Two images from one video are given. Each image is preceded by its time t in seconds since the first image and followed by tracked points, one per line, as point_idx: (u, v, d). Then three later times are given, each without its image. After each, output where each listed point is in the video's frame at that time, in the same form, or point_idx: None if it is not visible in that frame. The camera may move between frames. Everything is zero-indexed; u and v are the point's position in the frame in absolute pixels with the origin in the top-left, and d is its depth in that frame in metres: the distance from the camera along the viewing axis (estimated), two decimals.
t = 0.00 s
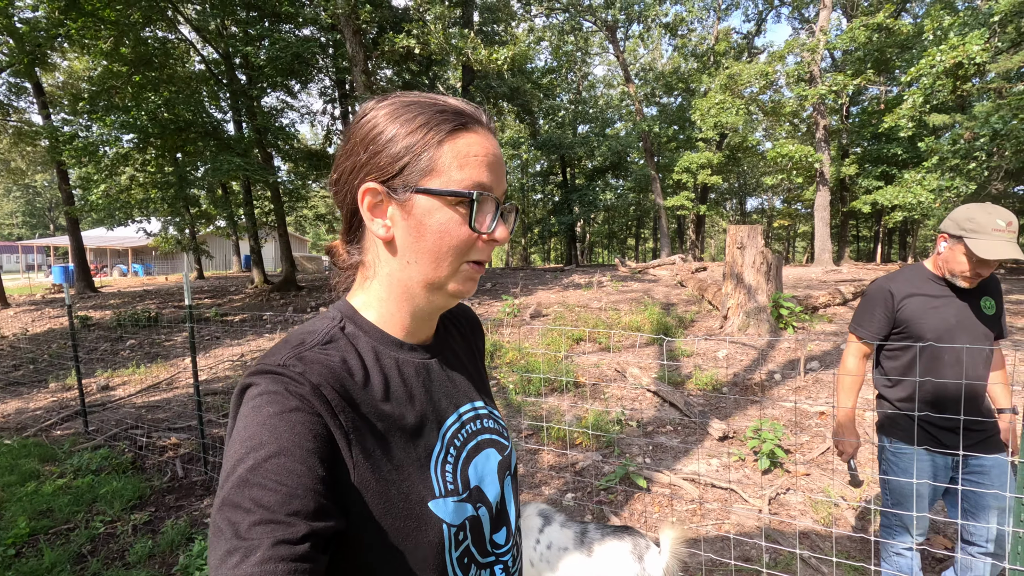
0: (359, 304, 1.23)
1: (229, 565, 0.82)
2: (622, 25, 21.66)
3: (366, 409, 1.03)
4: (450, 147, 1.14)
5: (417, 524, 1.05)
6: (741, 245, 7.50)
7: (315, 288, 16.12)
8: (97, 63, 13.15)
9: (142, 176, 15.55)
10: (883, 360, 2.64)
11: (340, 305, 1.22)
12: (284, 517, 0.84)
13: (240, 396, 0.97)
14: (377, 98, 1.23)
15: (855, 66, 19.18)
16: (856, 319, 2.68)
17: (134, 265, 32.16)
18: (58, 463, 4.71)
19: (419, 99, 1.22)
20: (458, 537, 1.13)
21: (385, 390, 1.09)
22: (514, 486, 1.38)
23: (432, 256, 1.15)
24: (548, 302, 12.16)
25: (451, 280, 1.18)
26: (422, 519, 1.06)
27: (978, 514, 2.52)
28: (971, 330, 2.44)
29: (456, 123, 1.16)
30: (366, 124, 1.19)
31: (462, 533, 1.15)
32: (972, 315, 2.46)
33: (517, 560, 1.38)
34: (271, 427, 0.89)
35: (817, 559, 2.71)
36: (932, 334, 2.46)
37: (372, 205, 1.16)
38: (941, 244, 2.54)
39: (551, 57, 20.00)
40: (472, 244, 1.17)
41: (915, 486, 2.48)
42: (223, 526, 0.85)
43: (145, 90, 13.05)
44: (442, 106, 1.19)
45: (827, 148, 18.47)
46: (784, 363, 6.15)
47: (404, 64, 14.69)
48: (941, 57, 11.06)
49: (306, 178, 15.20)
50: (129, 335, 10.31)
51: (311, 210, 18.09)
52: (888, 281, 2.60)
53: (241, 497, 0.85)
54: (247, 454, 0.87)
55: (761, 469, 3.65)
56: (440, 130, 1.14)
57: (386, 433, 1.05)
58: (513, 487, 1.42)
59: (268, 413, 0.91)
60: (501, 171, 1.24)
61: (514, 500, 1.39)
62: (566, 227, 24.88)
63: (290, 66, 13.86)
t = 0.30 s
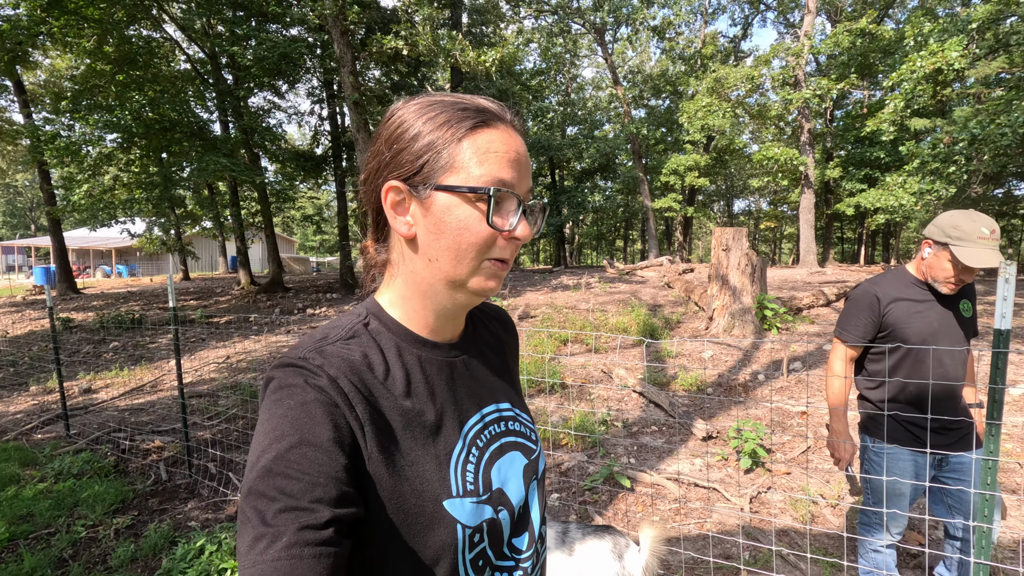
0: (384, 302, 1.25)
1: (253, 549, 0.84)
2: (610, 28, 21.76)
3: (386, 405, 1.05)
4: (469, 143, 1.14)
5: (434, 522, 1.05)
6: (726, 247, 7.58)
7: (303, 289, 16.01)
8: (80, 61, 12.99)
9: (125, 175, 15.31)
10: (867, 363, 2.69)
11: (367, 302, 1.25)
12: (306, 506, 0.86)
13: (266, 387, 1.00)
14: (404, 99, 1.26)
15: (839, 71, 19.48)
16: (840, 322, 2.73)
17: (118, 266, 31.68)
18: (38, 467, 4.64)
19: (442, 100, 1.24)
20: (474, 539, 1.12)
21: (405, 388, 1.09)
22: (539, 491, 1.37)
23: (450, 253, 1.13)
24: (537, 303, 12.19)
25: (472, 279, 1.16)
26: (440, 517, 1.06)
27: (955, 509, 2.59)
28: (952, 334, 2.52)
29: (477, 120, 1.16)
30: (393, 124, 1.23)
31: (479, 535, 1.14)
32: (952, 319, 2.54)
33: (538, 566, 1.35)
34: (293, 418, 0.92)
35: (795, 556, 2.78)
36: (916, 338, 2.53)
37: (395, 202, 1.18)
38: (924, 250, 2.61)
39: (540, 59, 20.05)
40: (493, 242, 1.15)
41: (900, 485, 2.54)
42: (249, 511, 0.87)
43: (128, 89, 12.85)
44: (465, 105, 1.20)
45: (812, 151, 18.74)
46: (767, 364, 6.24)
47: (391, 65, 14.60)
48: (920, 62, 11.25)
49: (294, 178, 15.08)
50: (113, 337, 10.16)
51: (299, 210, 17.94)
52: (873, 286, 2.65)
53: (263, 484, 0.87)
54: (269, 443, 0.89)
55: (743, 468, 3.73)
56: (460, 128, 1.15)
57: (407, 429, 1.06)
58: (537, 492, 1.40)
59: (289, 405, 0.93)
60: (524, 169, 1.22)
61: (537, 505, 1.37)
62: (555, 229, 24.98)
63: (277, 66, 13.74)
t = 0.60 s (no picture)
0: (418, 307, 1.30)
1: (294, 534, 0.90)
2: (596, 30, 21.80)
3: (410, 405, 1.06)
4: (463, 141, 1.16)
5: (453, 527, 1.02)
6: (710, 249, 7.64)
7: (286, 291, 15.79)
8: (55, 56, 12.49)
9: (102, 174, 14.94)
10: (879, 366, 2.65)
11: (405, 309, 1.31)
12: (338, 494, 0.90)
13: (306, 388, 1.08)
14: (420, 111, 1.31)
15: (820, 75, 19.80)
16: (854, 323, 2.68)
17: (95, 267, 30.91)
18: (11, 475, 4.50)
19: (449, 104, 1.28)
20: (496, 550, 1.06)
21: (428, 389, 1.10)
22: (585, 506, 1.27)
23: (457, 252, 1.15)
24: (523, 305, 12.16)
25: (484, 276, 1.15)
26: (459, 522, 1.03)
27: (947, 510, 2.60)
28: (967, 339, 2.49)
29: (473, 115, 1.17)
30: (410, 135, 1.29)
31: (504, 545, 1.08)
32: (968, 325, 2.52)
33: None
34: (319, 415, 0.97)
35: (779, 556, 2.79)
36: (933, 342, 2.49)
37: (411, 208, 1.25)
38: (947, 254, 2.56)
39: (526, 61, 20.02)
40: (497, 236, 1.13)
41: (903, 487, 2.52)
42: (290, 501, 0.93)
43: (106, 87, 12.42)
44: (470, 104, 1.21)
45: (794, 154, 19.02)
46: (751, 364, 6.31)
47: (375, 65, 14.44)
48: (898, 68, 11.44)
49: (277, 179, 14.83)
50: (90, 340, 9.89)
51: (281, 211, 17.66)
52: (893, 287, 2.61)
53: (298, 475, 0.93)
54: (302, 437, 0.96)
55: (728, 468, 3.76)
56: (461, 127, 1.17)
57: (431, 430, 1.06)
58: (588, 509, 1.29)
59: (315, 403, 0.99)
60: (530, 158, 1.17)
61: (585, 524, 1.27)
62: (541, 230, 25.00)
63: (260, 65, 13.51)
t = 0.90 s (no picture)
0: (444, 314, 1.27)
1: (313, 534, 0.88)
2: (580, 31, 21.80)
3: (428, 413, 1.02)
4: (471, 146, 1.14)
5: (463, 544, 0.96)
6: (693, 249, 7.67)
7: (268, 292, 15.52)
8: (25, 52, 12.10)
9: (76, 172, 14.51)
10: (921, 366, 2.50)
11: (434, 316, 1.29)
12: (354, 497, 0.88)
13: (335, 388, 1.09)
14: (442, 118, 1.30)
15: (800, 78, 20.08)
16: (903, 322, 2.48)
17: (69, 268, 30.03)
18: None
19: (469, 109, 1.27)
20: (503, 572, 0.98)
21: (446, 396, 1.06)
22: (612, 536, 1.15)
23: (467, 258, 1.13)
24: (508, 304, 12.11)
25: (495, 284, 1.11)
26: (468, 539, 0.97)
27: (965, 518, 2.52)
28: (1008, 342, 2.44)
29: (484, 119, 1.15)
30: (430, 141, 1.28)
31: (512, 569, 1.00)
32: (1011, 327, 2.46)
33: None
34: (336, 418, 0.96)
35: (764, 557, 2.80)
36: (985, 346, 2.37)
37: (430, 214, 1.25)
38: (1004, 255, 2.45)
39: (510, 61, 19.95)
40: (505, 243, 1.10)
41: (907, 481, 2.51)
42: (312, 501, 0.92)
43: (80, 84, 11.99)
44: (484, 108, 1.19)
45: (774, 156, 19.27)
46: (735, 364, 6.36)
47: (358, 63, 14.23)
48: (876, 71, 11.62)
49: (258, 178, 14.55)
50: (63, 343, 9.59)
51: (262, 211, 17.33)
52: (949, 287, 2.41)
53: (320, 476, 0.93)
54: (323, 439, 0.95)
55: (713, 469, 3.77)
56: (472, 132, 1.15)
57: (447, 440, 1.01)
58: (619, 537, 1.17)
59: (334, 405, 0.98)
60: (541, 160, 1.11)
61: (612, 556, 1.15)
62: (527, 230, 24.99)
63: (240, 62, 13.22)
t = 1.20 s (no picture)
0: (472, 311, 1.28)
1: (340, 524, 0.89)
2: (565, 30, 21.78)
3: (454, 409, 1.02)
4: (495, 145, 1.14)
5: (487, 540, 0.96)
6: (679, 248, 7.73)
7: (252, 291, 15.29)
8: None
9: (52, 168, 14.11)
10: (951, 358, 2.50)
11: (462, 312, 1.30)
12: (380, 489, 0.89)
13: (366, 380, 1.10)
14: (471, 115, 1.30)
15: (782, 79, 20.35)
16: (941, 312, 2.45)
17: (45, 268, 29.22)
18: None
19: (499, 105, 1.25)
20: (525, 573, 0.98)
21: (472, 393, 1.06)
22: (638, 542, 1.13)
23: (495, 260, 1.13)
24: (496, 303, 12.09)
25: (518, 286, 1.11)
26: (491, 537, 0.97)
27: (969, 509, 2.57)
28: None
29: (512, 116, 1.14)
30: (460, 140, 1.28)
31: (533, 569, 0.99)
32: None
33: None
34: (364, 410, 0.97)
35: (752, 550, 2.85)
36: (1013, 339, 2.41)
37: (458, 212, 1.26)
38: None
39: (496, 60, 19.89)
40: (530, 244, 1.10)
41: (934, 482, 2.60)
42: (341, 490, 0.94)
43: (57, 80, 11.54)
44: (512, 105, 1.17)
45: (758, 155, 19.50)
46: (721, 361, 6.44)
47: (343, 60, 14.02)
48: (856, 73, 11.81)
49: (241, 176, 14.31)
50: (40, 344, 9.34)
51: (246, 209, 17.05)
52: (986, 279, 2.42)
53: (348, 466, 0.94)
54: (352, 431, 0.96)
55: (702, 464, 3.82)
56: (498, 129, 1.14)
57: (474, 436, 1.01)
58: (645, 542, 1.15)
59: (363, 396, 0.99)
60: (567, 158, 1.10)
61: (637, 561, 1.13)
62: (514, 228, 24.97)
63: (222, 58, 12.96)
